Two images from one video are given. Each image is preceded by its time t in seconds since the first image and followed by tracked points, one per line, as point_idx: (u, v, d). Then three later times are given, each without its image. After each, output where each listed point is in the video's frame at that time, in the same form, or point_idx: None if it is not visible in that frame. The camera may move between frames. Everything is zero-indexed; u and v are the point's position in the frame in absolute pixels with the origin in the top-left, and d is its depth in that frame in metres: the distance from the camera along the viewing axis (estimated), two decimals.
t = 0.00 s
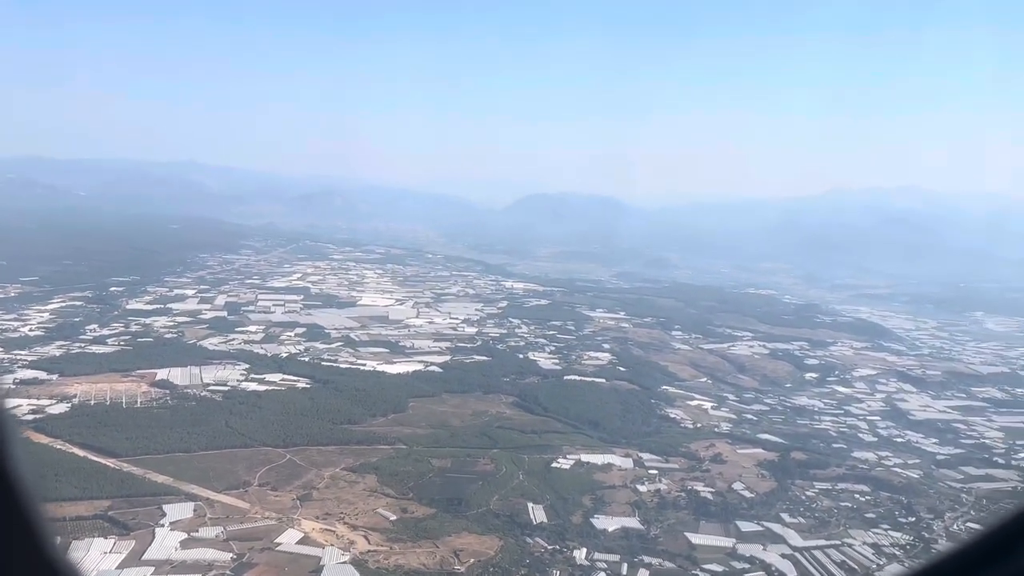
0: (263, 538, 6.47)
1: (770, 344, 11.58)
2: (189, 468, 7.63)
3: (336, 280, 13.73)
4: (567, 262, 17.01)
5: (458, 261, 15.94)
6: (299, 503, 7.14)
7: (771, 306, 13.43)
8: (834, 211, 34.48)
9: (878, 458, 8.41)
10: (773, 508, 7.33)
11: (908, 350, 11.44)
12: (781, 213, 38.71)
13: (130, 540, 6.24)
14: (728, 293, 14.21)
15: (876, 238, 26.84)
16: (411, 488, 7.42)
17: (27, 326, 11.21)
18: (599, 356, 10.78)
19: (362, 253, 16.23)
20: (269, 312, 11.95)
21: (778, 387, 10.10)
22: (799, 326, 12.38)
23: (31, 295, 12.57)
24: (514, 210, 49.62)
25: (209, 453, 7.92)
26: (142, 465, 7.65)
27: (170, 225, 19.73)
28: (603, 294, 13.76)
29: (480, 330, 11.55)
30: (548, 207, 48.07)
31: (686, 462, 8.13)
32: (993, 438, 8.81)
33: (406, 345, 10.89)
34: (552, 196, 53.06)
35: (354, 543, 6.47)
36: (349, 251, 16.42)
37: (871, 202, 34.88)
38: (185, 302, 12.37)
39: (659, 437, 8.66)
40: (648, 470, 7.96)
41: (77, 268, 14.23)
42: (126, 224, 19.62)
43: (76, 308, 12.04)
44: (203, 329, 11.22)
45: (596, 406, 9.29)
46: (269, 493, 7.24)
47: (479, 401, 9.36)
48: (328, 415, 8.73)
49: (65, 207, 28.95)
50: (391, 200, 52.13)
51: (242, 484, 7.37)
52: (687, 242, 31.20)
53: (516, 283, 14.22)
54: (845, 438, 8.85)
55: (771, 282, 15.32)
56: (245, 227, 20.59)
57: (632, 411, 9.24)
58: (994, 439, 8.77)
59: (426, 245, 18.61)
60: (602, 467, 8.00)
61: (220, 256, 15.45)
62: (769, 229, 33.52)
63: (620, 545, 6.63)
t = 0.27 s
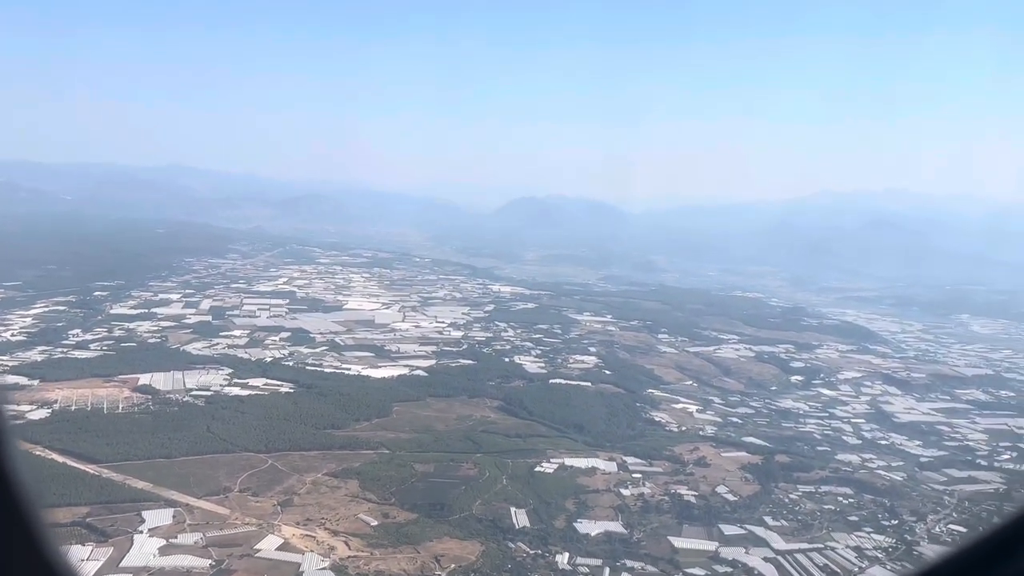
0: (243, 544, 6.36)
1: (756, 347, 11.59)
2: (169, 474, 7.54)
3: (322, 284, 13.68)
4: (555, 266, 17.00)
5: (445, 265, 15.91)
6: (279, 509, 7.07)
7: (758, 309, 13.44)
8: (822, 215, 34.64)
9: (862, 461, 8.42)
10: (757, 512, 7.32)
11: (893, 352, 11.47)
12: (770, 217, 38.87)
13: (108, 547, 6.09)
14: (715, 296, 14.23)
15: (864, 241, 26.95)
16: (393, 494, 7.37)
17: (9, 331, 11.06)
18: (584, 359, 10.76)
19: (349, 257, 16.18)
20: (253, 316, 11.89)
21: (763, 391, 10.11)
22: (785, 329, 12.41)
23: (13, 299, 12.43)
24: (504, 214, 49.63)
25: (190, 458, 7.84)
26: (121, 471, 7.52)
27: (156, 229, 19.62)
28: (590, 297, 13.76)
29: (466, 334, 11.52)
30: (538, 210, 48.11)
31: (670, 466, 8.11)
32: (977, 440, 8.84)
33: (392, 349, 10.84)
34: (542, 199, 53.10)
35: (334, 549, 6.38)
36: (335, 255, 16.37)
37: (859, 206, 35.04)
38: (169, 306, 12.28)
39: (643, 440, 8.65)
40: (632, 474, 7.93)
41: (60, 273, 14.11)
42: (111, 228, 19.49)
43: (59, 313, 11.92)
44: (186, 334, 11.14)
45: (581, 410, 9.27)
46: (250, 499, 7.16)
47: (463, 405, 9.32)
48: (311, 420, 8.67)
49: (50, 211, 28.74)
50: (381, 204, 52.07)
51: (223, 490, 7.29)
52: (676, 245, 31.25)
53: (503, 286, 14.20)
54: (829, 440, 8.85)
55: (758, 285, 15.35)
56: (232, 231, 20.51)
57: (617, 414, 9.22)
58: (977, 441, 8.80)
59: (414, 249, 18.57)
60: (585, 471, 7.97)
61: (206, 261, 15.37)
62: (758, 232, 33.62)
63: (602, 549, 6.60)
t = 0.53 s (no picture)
0: (223, 550, 6.27)
1: (742, 349, 11.60)
2: (150, 480, 7.43)
3: (309, 288, 13.63)
4: (543, 269, 16.99)
5: (433, 268, 15.87)
6: (261, 515, 6.99)
7: (745, 312, 13.46)
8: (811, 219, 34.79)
9: (846, 463, 8.43)
10: (740, 514, 7.31)
11: (879, 355, 11.50)
12: (759, 221, 39.02)
13: (86, 553, 5.97)
14: (702, 299, 14.25)
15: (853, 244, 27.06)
16: (375, 499, 7.32)
17: None
18: (571, 363, 10.75)
19: (336, 260, 16.13)
20: (239, 320, 11.83)
21: (749, 393, 10.11)
22: (772, 331, 12.43)
23: None
24: (495, 217, 49.64)
25: (171, 464, 7.75)
26: (101, 477, 7.40)
27: (143, 233, 19.51)
28: (577, 300, 13.75)
29: (452, 337, 11.49)
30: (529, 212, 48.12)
31: (654, 469, 8.10)
32: (960, 442, 8.87)
33: (377, 353, 10.80)
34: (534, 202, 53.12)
35: (315, 555, 6.31)
36: (323, 258, 16.31)
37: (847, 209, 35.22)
38: (154, 311, 12.20)
39: (628, 444, 8.63)
40: (616, 477, 7.92)
41: (45, 277, 13.98)
42: (97, 232, 19.34)
43: (42, 317, 11.80)
44: (171, 339, 11.07)
45: (566, 413, 9.25)
46: (231, 505, 7.08)
47: (448, 408, 9.29)
48: (294, 425, 8.62)
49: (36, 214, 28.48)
50: (371, 208, 51.95)
51: (204, 496, 7.20)
52: (666, 248, 31.29)
53: (491, 290, 14.18)
54: (814, 443, 8.86)
55: (745, 288, 15.38)
56: (219, 234, 20.40)
57: (602, 418, 9.21)
58: (960, 443, 8.83)
59: (402, 252, 18.53)
60: (569, 474, 7.95)
61: (192, 265, 15.28)
62: (748, 235, 33.73)
63: (585, 553, 6.57)
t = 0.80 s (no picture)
0: (202, 556, 6.19)
1: (729, 352, 11.62)
2: (130, 486, 7.34)
3: (295, 292, 13.58)
4: (531, 272, 16.98)
5: (421, 271, 15.84)
6: (242, 520, 6.92)
7: (732, 315, 13.47)
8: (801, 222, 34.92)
9: (830, 465, 8.44)
10: (723, 517, 7.31)
11: (865, 357, 11.53)
12: (750, 223, 39.16)
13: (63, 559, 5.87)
14: (689, 302, 14.27)
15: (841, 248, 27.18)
16: (358, 503, 7.28)
17: None
18: (557, 366, 10.74)
19: (324, 264, 16.08)
20: (224, 324, 11.77)
21: (734, 396, 10.12)
22: (759, 334, 12.45)
23: None
24: (486, 219, 49.64)
25: (152, 470, 7.67)
26: (80, 482, 7.30)
27: (129, 236, 19.40)
28: (565, 303, 13.75)
29: (438, 341, 11.47)
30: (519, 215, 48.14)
31: (638, 472, 8.09)
32: (944, 444, 8.90)
33: (363, 357, 10.76)
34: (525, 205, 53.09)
35: (295, 560, 6.24)
36: (310, 262, 16.27)
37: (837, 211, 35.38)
38: (140, 315, 12.13)
39: (613, 447, 8.62)
40: (600, 481, 7.90)
41: (29, 280, 13.87)
42: (83, 235, 19.21)
43: (26, 321, 11.70)
44: (155, 343, 11.00)
45: (551, 416, 9.24)
46: (212, 511, 7.01)
47: (433, 412, 9.26)
48: (277, 430, 8.57)
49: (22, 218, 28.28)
50: (362, 211, 51.86)
51: (185, 502, 7.13)
52: (656, 250, 31.31)
53: (478, 293, 14.16)
54: (799, 445, 8.86)
55: (732, 290, 15.41)
56: (207, 238, 20.32)
57: (587, 421, 9.20)
58: (944, 445, 8.86)
59: (390, 255, 18.49)
60: (553, 477, 7.93)
61: (178, 269, 15.21)
62: (737, 239, 33.83)
63: (568, 557, 6.54)
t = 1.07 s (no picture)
0: (181, 561, 6.09)
1: (715, 354, 11.62)
2: (110, 490, 7.23)
3: (282, 295, 13.53)
4: (520, 275, 16.97)
5: (408, 274, 15.81)
6: (223, 525, 6.84)
7: (719, 317, 13.49)
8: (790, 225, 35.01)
9: (814, 467, 8.45)
10: (707, 520, 7.30)
11: (851, 359, 11.56)
12: (740, 226, 39.26)
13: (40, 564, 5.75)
14: (677, 304, 14.28)
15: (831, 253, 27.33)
16: (340, 508, 7.22)
17: None
18: (543, 368, 10.72)
19: (311, 267, 16.03)
20: (209, 328, 11.71)
21: (720, 398, 10.13)
22: (745, 336, 12.46)
23: None
24: (478, 222, 49.63)
25: (133, 475, 7.57)
26: (59, 487, 7.17)
27: (115, 240, 19.29)
28: (552, 306, 13.74)
29: (425, 344, 11.43)
30: (511, 218, 48.14)
31: (623, 475, 8.07)
32: (929, 446, 8.92)
33: (348, 360, 10.72)
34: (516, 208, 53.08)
35: (276, 565, 6.16)
36: (298, 265, 16.21)
37: (826, 214, 35.51)
38: (124, 319, 12.05)
39: (598, 449, 8.61)
40: (584, 484, 7.88)
41: (13, 283, 13.76)
42: (69, 239, 19.07)
43: (9, 325, 11.59)
44: (139, 347, 10.93)
45: (537, 419, 9.21)
46: (193, 516, 6.92)
47: (418, 416, 9.22)
48: (260, 434, 8.52)
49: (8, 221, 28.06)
50: (353, 214, 51.74)
51: (165, 507, 7.03)
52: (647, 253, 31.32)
53: (466, 295, 14.14)
54: (783, 447, 8.86)
55: (720, 293, 15.43)
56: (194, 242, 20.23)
57: (572, 423, 9.18)
58: (929, 446, 8.88)
59: (378, 258, 18.45)
60: (537, 481, 7.90)
61: (165, 272, 15.13)
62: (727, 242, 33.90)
63: (551, 560, 6.50)
